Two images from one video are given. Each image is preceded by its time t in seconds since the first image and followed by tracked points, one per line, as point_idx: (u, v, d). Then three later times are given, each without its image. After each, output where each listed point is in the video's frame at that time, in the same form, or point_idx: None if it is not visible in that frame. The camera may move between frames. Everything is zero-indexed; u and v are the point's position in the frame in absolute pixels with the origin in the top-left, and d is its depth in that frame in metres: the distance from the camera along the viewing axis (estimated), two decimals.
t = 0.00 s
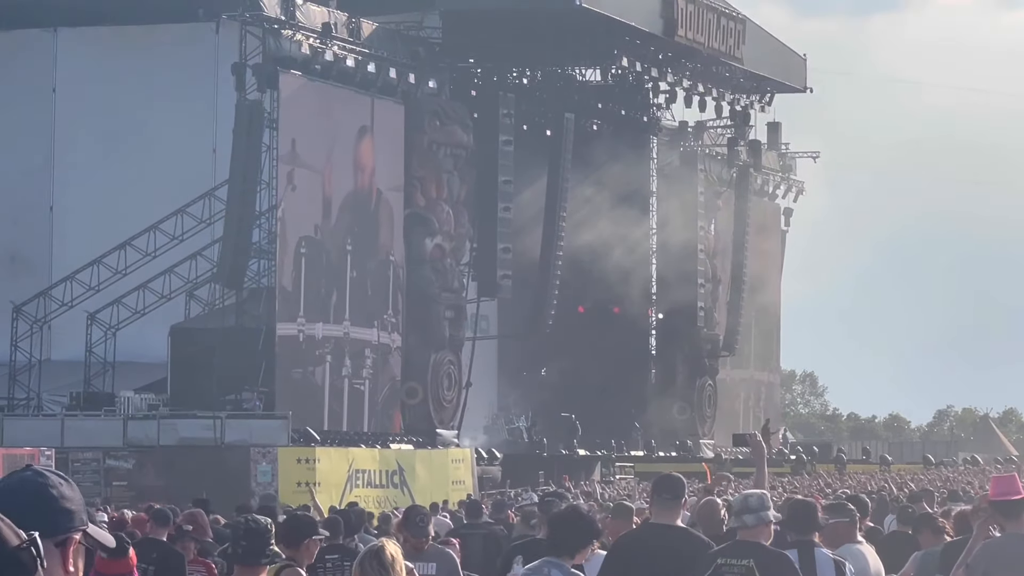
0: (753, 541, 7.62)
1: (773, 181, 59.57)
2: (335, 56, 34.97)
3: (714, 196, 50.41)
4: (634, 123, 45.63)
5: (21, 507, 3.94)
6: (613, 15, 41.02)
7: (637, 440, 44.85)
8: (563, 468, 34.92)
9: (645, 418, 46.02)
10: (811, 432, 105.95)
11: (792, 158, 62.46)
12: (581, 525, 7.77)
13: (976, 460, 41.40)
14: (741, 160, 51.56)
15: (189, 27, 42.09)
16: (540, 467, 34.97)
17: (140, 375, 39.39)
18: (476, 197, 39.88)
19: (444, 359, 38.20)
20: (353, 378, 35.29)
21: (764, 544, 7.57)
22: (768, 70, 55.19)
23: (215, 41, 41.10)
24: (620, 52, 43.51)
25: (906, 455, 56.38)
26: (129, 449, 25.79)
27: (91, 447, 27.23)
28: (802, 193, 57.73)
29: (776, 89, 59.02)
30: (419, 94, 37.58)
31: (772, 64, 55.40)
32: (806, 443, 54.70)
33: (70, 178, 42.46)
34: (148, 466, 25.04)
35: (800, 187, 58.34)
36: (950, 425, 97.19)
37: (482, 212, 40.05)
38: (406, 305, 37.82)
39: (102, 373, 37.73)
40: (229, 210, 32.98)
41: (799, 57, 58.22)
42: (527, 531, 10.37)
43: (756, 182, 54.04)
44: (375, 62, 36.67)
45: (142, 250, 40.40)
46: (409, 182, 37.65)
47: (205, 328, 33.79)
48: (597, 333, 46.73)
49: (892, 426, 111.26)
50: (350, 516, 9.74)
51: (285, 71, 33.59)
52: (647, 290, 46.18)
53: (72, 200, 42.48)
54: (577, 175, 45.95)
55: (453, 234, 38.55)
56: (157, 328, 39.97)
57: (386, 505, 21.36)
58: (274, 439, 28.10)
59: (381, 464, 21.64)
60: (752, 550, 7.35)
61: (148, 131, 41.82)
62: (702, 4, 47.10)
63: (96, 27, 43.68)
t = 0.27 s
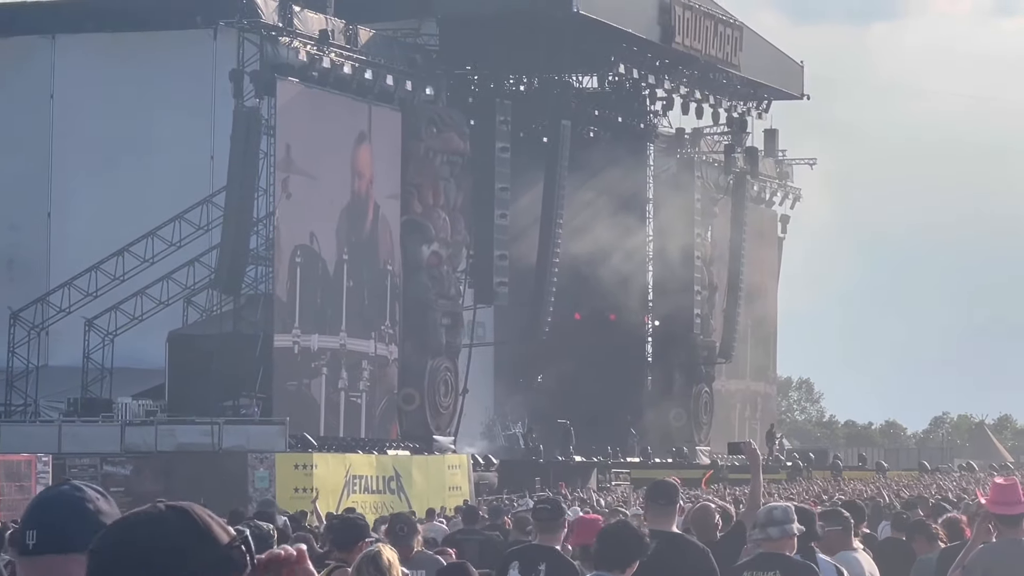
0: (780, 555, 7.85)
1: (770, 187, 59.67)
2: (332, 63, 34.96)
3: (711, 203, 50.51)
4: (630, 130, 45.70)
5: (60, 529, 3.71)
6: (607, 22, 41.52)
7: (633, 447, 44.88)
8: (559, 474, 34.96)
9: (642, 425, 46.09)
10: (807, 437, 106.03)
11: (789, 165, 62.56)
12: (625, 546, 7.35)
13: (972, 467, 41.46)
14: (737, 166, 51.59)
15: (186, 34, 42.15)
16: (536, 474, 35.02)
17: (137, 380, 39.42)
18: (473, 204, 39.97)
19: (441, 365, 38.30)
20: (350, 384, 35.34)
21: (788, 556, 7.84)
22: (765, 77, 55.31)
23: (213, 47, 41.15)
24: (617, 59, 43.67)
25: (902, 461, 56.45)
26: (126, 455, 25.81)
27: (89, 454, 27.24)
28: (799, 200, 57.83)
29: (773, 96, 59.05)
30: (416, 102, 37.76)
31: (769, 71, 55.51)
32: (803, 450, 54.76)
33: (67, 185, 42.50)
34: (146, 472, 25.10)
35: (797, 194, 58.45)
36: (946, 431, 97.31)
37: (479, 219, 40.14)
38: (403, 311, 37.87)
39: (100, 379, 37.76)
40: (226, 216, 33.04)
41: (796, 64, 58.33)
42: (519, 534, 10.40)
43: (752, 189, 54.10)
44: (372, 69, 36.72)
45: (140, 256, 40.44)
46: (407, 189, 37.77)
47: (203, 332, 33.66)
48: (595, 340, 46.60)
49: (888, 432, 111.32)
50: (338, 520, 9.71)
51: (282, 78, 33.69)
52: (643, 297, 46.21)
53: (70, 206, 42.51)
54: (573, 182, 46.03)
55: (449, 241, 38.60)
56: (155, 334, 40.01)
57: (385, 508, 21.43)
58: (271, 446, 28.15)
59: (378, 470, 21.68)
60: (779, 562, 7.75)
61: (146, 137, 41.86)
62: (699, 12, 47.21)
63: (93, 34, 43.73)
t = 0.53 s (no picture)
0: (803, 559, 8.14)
1: (763, 200, 59.73)
2: (326, 75, 34.98)
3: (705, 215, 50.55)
4: (624, 142, 45.74)
5: (59, 545, 3.80)
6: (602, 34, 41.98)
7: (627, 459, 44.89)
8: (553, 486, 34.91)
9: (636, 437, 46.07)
10: (800, 450, 105.95)
11: (782, 177, 62.64)
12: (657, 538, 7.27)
13: (965, 479, 41.56)
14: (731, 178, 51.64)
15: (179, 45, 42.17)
16: (530, 486, 34.98)
17: (131, 392, 39.40)
18: (466, 216, 39.99)
19: (434, 377, 38.29)
20: (343, 396, 35.31)
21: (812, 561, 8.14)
22: (759, 89, 55.41)
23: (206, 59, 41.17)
24: (610, 71, 43.80)
25: (896, 474, 56.44)
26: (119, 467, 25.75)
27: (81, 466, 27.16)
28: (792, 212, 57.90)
29: (767, 108, 59.15)
30: (411, 113, 37.95)
31: (762, 83, 55.60)
32: (797, 462, 54.74)
33: (61, 196, 42.47)
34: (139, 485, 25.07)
35: (790, 206, 58.52)
36: (940, 444, 97.26)
37: (472, 231, 40.15)
38: (397, 324, 37.89)
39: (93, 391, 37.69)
40: (220, 228, 33.02)
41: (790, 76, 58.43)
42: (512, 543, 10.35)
43: (746, 202, 54.15)
44: (366, 81, 36.70)
45: (133, 268, 40.39)
46: (400, 201, 37.47)
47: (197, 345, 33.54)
48: (590, 353, 46.20)
49: (882, 445, 111.30)
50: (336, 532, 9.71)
51: (276, 89, 33.64)
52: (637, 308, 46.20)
53: (63, 218, 42.48)
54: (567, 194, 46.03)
55: (443, 253, 38.66)
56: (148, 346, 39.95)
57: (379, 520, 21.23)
58: (264, 458, 28.10)
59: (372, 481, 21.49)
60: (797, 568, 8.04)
61: (139, 149, 41.85)
62: (693, 24, 47.30)
63: (86, 46, 43.76)
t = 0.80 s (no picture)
0: None
1: (753, 212, 59.83)
2: (314, 87, 34.97)
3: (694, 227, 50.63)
4: (613, 154, 45.80)
5: (76, 558, 4.19)
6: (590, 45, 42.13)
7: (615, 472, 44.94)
8: (541, 499, 34.91)
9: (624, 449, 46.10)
10: (790, 461, 106.07)
11: (771, 189, 62.75)
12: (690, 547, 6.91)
13: (953, 492, 41.67)
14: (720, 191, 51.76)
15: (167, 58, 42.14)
16: (518, 498, 34.98)
17: (118, 405, 39.33)
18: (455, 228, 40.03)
19: (422, 390, 38.31)
20: (331, 408, 35.28)
21: None
22: (748, 101, 55.52)
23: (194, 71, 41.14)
24: (599, 82, 43.87)
25: (884, 486, 56.50)
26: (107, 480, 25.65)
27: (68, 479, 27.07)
28: (781, 225, 58.00)
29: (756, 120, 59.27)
30: (399, 125, 37.92)
31: (751, 96, 55.71)
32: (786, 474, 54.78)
33: (48, 209, 42.39)
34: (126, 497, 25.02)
35: (779, 218, 58.63)
36: (930, 455, 97.41)
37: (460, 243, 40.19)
38: (385, 336, 37.89)
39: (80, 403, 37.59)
40: (207, 239, 32.90)
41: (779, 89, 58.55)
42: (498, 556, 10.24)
43: (735, 214, 54.27)
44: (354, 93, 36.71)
45: (120, 280, 40.30)
46: (388, 213, 37.91)
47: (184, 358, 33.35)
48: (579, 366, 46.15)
49: (871, 458, 111.36)
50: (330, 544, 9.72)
51: (264, 101, 33.53)
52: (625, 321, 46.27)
53: (51, 231, 42.40)
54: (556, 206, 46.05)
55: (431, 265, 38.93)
56: (136, 358, 39.87)
57: (366, 533, 21.32)
58: (252, 471, 28.05)
59: (359, 494, 21.57)
60: None
61: (127, 162, 41.81)
62: (682, 36, 47.40)
63: (74, 58, 43.71)
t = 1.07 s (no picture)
0: None
1: (739, 223, 59.95)
2: (301, 97, 34.98)
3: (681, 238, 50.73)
4: (599, 164, 45.86)
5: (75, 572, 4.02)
6: (575, 55, 42.27)
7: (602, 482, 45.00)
8: (529, 509, 34.92)
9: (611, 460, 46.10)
10: (776, 473, 106.25)
11: (758, 200, 62.86)
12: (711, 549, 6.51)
13: (939, 502, 41.84)
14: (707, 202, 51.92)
15: (155, 69, 42.06)
16: (507, 509, 34.99)
17: (106, 416, 39.23)
18: (442, 239, 40.05)
19: (409, 401, 38.31)
20: (318, 418, 35.25)
21: None
22: (734, 111, 55.61)
23: (182, 82, 41.10)
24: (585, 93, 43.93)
25: (873, 496, 56.56)
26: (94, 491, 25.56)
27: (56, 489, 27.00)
28: (769, 235, 58.13)
29: (742, 131, 59.39)
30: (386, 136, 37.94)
31: (738, 106, 55.82)
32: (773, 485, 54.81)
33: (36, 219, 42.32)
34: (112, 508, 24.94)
35: (767, 229, 58.73)
36: (916, 466, 97.60)
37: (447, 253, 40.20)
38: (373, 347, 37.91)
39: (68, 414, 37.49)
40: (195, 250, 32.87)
41: (765, 99, 58.67)
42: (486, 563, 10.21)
43: (722, 225, 54.42)
44: (341, 103, 36.75)
45: (108, 290, 40.22)
46: (375, 224, 37.95)
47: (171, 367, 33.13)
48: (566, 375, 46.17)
49: (858, 468, 111.44)
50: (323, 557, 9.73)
51: (252, 112, 33.49)
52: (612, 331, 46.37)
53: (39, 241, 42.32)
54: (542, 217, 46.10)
55: (419, 276, 38.89)
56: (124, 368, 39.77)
57: (352, 543, 21.36)
58: (238, 481, 28.02)
59: (346, 504, 21.56)
60: None
61: (115, 174, 41.77)
62: (668, 46, 47.49)
63: (62, 69, 43.67)
